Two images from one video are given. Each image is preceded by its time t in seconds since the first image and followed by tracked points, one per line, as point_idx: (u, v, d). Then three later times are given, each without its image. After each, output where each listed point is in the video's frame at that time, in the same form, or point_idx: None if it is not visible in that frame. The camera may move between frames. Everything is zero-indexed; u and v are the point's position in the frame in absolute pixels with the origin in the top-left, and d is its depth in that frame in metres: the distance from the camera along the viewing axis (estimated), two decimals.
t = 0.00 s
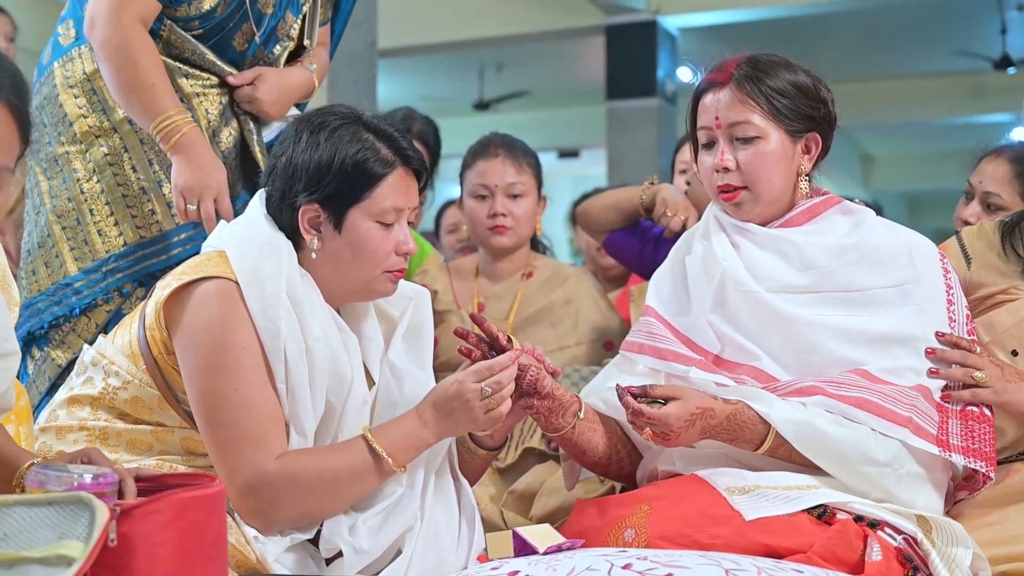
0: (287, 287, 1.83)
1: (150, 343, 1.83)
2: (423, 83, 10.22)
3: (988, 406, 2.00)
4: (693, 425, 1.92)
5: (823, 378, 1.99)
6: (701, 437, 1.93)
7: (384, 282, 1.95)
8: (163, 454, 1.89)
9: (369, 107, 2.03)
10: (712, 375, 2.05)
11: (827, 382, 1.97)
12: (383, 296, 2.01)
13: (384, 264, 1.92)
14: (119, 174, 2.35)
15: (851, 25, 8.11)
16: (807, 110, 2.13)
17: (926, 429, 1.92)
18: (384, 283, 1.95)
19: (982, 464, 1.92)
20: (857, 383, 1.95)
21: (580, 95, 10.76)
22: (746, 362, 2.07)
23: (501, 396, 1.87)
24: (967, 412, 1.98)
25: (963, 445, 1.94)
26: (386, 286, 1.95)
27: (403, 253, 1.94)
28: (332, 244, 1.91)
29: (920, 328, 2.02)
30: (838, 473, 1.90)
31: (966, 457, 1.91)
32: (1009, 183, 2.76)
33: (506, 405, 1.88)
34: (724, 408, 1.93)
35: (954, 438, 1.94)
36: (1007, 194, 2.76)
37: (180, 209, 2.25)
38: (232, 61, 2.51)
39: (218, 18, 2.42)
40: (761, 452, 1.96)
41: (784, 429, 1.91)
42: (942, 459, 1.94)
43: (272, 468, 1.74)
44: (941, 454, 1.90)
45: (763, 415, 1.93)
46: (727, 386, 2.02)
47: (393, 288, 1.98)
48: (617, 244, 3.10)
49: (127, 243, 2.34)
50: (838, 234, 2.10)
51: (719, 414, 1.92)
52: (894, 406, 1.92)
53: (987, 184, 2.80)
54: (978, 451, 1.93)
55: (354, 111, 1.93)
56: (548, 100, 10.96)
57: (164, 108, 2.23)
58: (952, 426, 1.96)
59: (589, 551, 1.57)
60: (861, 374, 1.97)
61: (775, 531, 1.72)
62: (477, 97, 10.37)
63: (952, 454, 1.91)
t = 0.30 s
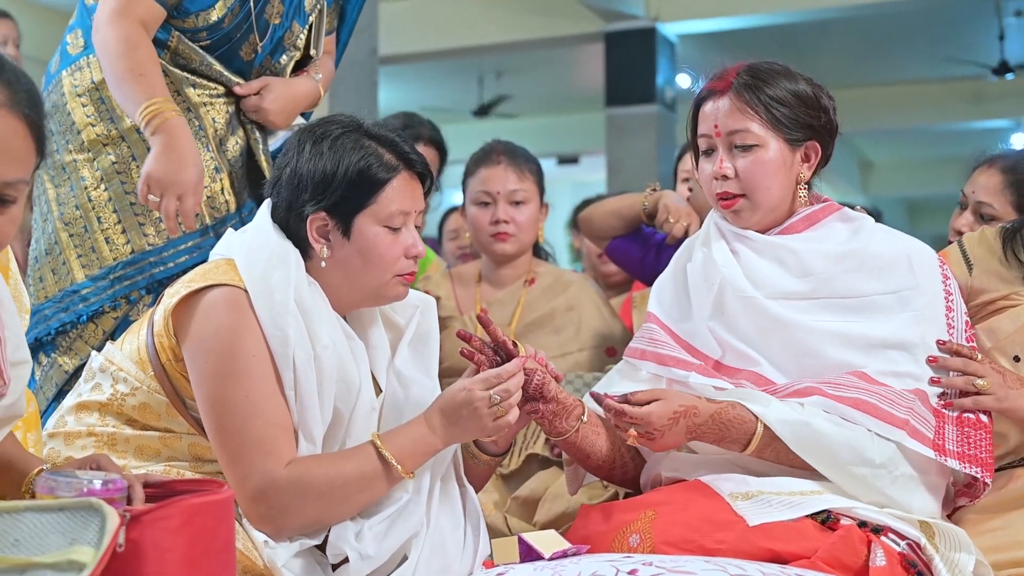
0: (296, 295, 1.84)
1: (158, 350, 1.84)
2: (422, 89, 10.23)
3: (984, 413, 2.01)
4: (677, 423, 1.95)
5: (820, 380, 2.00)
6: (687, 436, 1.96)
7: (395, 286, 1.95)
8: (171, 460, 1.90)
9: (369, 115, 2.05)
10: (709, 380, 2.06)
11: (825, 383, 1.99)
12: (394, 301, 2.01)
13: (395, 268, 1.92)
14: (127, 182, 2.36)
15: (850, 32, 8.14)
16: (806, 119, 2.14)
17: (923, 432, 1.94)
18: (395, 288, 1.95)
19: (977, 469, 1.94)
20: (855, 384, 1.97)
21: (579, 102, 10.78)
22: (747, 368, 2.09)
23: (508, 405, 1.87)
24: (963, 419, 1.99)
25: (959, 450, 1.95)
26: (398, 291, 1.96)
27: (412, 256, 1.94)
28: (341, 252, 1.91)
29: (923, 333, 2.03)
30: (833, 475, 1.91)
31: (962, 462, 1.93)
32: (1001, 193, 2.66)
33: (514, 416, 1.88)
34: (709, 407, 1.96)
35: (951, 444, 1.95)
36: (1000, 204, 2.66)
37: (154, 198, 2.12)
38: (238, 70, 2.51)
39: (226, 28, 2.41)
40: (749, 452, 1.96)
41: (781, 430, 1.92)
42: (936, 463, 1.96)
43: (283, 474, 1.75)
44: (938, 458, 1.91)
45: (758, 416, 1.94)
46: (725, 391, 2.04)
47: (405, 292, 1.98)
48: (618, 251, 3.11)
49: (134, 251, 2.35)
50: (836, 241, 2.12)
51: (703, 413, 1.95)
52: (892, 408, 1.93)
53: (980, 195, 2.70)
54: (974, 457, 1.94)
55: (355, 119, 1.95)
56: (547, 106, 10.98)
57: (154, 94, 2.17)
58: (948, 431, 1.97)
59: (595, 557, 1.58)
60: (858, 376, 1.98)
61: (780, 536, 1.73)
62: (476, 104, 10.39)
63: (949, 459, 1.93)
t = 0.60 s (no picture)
0: (303, 301, 1.85)
1: (165, 354, 1.85)
2: (424, 95, 10.26)
3: (969, 419, 2.02)
4: (631, 400, 1.97)
5: (807, 372, 2.01)
6: (646, 416, 1.97)
7: (404, 289, 1.96)
8: (177, 464, 1.91)
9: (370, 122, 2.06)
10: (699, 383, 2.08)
11: (812, 375, 1.99)
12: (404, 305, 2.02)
13: (405, 270, 1.94)
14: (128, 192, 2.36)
15: (852, 38, 8.17)
16: (807, 127, 2.16)
17: (908, 430, 1.95)
18: (405, 291, 1.96)
19: (958, 472, 1.95)
20: (842, 378, 1.97)
21: (580, 107, 10.81)
22: (739, 368, 2.09)
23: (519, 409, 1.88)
24: (947, 423, 2.00)
25: (942, 453, 1.97)
26: (408, 293, 1.97)
27: (420, 258, 1.96)
28: (349, 257, 1.93)
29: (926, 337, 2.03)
30: (813, 467, 1.91)
31: (943, 463, 1.95)
32: (997, 197, 2.65)
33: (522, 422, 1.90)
34: (678, 394, 1.98)
35: (934, 444, 1.97)
36: (996, 208, 2.65)
37: (113, 159, 1.98)
38: (242, 84, 2.53)
39: (228, 46, 2.44)
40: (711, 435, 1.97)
41: (762, 420, 1.92)
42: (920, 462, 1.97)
43: (291, 478, 1.76)
44: (920, 457, 1.93)
45: (739, 403, 1.95)
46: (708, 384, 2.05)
47: (414, 296, 1.99)
48: (620, 256, 3.12)
49: (133, 259, 2.36)
50: (832, 244, 2.12)
51: (658, 391, 1.98)
52: (877, 403, 1.94)
53: (976, 198, 2.69)
54: (955, 460, 1.96)
55: (356, 127, 1.97)
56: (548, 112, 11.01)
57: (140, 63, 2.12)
58: (933, 433, 1.99)
59: (598, 560, 1.59)
60: (847, 368, 1.98)
61: (781, 539, 1.74)
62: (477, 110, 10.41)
63: (930, 459, 1.94)
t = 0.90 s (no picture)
0: (307, 301, 1.86)
1: (169, 356, 1.86)
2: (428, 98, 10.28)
3: (955, 420, 2.02)
4: (615, 392, 1.97)
5: (795, 370, 2.01)
6: (631, 408, 1.97)
7: (409, 293, 1.96)
8: (180, 466, 1.92)
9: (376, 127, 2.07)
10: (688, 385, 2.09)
11: (798, 373, 2.00)
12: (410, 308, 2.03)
13: (407, 275, 1.94)
14: (117, 205, 2.38)
15: (857, 42, 8.18)
16: (807, 132, 2.16)
17: (894, 428, 1.95)
18: (409, 294, 1.96)
19: (940, 473, 1.95)
20: (827, 376, 1.97)
21: (585, 110, 10.82)
22: (731, 373, 2.10)
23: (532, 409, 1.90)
24: (934, 423, 1.99)
25: (926, 452, 1.96)
26: (412, 297, 1.97)
27: (425, 262, 1.96)
28: (354, 260, 1.93)
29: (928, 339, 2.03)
30: (795, 463, 1.93)
31: (926, 463, 1.94)
32: (995, 195, 2.65)
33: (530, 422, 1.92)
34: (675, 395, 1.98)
35: (919, 443, 1.96)
36: (993, 206, 2.65)
37: (115, 123, 2.00)
38: (239, 105, 2.53)
39: (223, 72, 2.44)
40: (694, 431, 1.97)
41: (742, 416, 1.93)
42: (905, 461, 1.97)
43: (297, 476, 1.76)
44: (903, 456, 1.93)
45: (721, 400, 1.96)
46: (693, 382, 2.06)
47: (418, 300, 1.99)
48: (624, 260, 3.13)
49: (117, 271, 2.37)
50: (826, 245, 2.12)
51: (642, 384, 1.99)
52: (863, 401, 1.94)
53: (973, 196, 2.69)
54: (938, 461, 1.96)
55: (361, 132, 1.98)
56: (552, 115, 11.02)
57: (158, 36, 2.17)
58: (919, 433, 1.98)
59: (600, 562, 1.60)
60: (833, 367, 1.99)
61: (783, 541, 1.76)
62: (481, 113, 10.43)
63: (913, 458, 1.94)
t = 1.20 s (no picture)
0: (313, 301, 1.87)
1: (173, 356, 1.87)
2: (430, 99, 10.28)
3: (954, 420, 2.03)
4: (617, 399, 1.99)
5: (795, 377, 2.02)
6: (631, 416, 1.99)
7: (413, 295, 1.97)
8: (182, 466, 1.93)
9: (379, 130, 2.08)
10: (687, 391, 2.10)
11: (797, 380, 2.01)
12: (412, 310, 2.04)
13: (413, 276, 1.95)
14: (105, 215, 2.41)
15: (860, 42, 8.17)
16: (802, 135, 2.17)
17: (892, 431, 1.95)
18: (413, 296, 1.98)
19: (940, 474, 1.96)
20: (826, 382, 1.98)
21: (587, 111, 10.82)
22: (730, 380, 2.12)
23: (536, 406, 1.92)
24: (933, 424, 2.00)
25: (925, 454, 1.97)
26: (416, 299, 1.98)
27: (428, 263, 1.98)
28: (361, 261, 1.94)
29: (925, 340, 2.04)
30: (796, 467, 1.94)
31: (926, 465, 1.95)
32: (990, 190, 2.66)
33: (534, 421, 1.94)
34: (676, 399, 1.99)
35: (919, 445, 1.97)
36: (988, 200, 2.65)
37: (123, 120, 2.02)
38: (234, 126, 2.54)
39: (219, 97, 2.46)
40: (694, 438, 1.98)
41: (742, 424, 1.94)
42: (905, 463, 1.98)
43: (306, 472, 1.77)
44: (903, 458, 1.94)
45: (721, 408, 1.96)
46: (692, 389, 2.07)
47: (421, 302, 2.01)
48: (625, 260, 3.14)
49: (101, 279, 2.40)
50: (823, 247, 2.13)
51: (644, 392, 2.00)
52: (862, 406, 1.95)
53: (968, 192, 2.69)
54: (938, 462, 1.96)
55: (366, 133, 1.99)
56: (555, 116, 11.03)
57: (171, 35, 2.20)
58: (918, 435, 1.99)
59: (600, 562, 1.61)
60: (833, 373, 2.00)
61: (782, 541, 1.77)
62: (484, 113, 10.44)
63: (913, 460, 1.95)
